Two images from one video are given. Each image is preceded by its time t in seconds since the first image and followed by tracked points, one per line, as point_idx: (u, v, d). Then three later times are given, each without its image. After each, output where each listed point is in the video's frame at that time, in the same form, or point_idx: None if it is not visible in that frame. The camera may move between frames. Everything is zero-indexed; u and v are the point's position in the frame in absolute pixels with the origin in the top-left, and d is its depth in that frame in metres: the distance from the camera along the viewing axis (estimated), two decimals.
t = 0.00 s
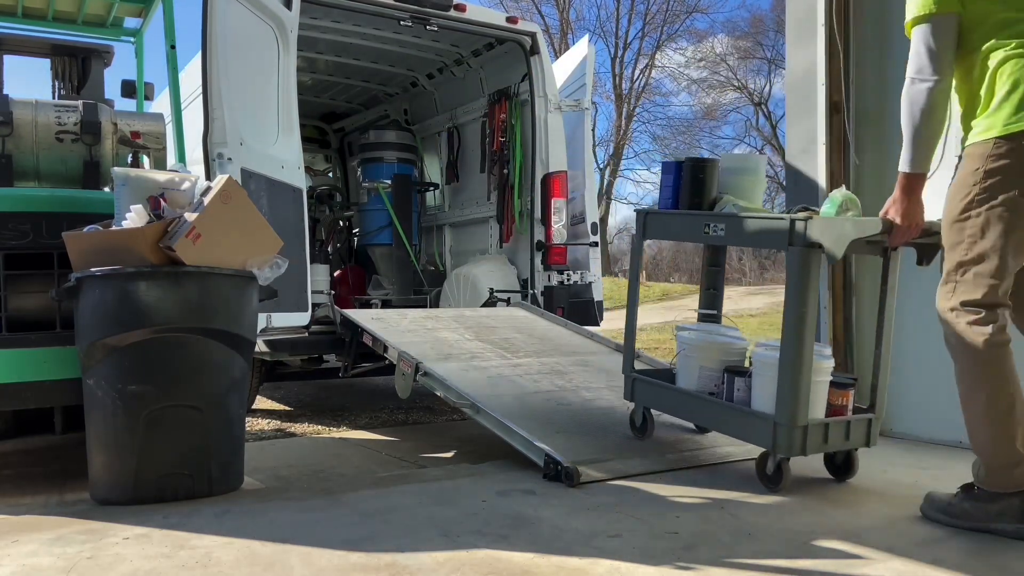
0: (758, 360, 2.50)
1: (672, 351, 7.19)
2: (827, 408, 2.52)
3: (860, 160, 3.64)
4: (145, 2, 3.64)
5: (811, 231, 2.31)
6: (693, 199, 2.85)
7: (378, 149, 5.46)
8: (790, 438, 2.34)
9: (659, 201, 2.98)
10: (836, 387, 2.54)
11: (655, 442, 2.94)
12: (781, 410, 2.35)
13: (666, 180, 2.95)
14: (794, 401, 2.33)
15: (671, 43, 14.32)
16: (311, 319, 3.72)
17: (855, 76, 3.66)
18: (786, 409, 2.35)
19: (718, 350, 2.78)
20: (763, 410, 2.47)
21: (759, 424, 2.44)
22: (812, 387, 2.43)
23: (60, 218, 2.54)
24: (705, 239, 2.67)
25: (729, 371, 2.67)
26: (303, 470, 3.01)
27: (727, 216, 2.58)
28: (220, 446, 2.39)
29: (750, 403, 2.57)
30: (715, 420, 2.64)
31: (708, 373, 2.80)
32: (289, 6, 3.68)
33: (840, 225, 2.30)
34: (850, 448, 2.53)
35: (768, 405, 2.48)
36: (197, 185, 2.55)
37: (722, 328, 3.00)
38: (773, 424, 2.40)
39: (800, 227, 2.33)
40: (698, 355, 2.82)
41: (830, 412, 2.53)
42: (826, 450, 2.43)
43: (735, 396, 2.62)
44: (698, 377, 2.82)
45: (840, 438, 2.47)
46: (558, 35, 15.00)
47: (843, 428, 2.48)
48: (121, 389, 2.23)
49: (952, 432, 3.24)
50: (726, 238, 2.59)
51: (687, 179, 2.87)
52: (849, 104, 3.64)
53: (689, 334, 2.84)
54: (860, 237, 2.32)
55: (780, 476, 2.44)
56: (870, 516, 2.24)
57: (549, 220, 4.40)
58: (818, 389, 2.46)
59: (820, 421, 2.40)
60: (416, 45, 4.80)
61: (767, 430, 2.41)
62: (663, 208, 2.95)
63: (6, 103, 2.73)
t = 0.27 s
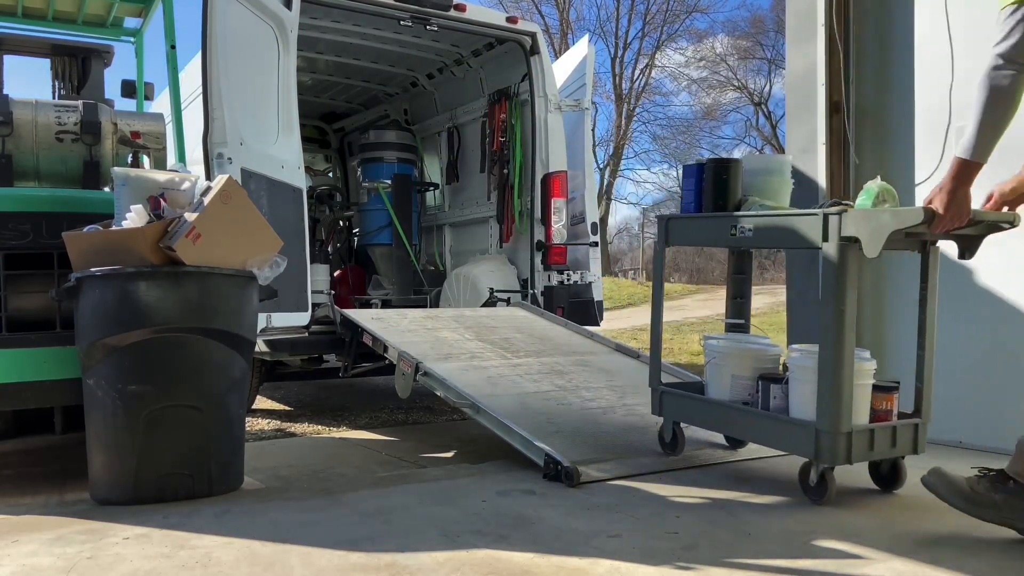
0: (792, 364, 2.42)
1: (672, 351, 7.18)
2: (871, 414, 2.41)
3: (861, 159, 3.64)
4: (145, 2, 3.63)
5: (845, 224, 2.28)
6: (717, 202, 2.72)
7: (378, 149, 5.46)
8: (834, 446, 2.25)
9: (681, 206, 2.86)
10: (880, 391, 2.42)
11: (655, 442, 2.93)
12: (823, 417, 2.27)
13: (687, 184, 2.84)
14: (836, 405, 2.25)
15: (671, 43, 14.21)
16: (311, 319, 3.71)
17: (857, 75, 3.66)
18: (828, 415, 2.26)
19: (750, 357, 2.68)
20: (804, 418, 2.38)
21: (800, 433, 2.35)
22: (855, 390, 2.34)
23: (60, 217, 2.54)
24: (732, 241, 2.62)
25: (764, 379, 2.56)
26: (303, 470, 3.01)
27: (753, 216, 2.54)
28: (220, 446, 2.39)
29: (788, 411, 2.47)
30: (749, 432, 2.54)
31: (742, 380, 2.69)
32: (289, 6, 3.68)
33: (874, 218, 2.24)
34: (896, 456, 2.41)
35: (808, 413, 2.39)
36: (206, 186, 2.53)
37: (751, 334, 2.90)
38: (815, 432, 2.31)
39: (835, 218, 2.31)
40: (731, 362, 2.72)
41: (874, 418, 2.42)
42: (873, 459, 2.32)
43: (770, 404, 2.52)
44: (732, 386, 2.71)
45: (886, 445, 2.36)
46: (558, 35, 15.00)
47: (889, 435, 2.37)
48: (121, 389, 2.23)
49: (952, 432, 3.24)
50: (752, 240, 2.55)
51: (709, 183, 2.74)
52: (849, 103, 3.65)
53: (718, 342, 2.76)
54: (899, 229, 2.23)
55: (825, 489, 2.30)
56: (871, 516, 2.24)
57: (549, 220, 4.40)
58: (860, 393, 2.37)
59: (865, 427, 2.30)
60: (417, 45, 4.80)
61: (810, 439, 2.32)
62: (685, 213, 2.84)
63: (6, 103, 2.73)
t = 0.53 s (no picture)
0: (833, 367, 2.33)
1: (672, 351, 7.18)
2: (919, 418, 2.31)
3: (861, 159, 3.65)
4: (145, 2, 3.63)
5: (882, 216, 2.20)
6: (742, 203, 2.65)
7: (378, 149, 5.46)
8: (882, 452, 2.15)
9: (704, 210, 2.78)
10: (927, 394, 2.33)
11: (655, 442, 2.93)
12: (868, 422, 2.17)
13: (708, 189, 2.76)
14: (885, 408, 2.15)
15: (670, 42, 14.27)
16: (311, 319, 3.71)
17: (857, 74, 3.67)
18: (874, 420, 2.16)
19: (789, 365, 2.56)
20: (848, 424, 2.28)
21: (844, 440, 2.25)
22: (902, 393, 2.24)
23: (60, 218, 2.54)
24: (761, 242, 2.53)
25: (801, 385, 2.47)
26: (303, 470, 3.01)
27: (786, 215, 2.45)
28: (220, 446, 2.39)
29: (830, 418, 2.37)
30: (788, 441, 2.43)
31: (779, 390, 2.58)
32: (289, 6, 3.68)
33: (914, 208, 2.12)
34: (949, 463, 2.31)
35: (852, 419, 2.29)
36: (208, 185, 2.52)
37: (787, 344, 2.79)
38: (861, 437, 2.21)
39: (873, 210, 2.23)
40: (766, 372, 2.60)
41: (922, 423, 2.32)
42: (924, 465, 2.22)
43: (810, 411, 2.42)
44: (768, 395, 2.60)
45: (937, 451, 2.26)
46: (558, 35, 15.00)
47: (940, 439, 2.27)
48: (121, 389, 2.24)
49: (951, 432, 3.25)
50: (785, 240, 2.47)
51: (732, 186, 2.66)
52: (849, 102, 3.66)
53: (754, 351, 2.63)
54: (942, 216, 2.10)
55: (875, 499, 2.18)
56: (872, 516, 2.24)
57: (549, 220, 4.41)
58: (908, 394, 2.27)
59: (914, 431, 2.21)
60: (417, 45, 4.80)
61: (856, 445, 2.22)
62: (708, 217, 2.75)
63: (6, 103, 2.73)
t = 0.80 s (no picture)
0: (872, 370, 2.22)
1: (671, 351, 7.17)
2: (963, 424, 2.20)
3: (862, 160, 3.66)
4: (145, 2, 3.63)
5: (926, 210, 2.07)
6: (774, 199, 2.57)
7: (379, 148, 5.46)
8: (927, 460, 2.04)
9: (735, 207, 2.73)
10: (973, 398, 2.21)
11: (655, 441, 2.93)
12: (912, 428, 2.06)
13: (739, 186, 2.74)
14: (929, 414, 2.04)
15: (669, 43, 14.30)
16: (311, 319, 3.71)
17: (857, 75, 3.68)
18: (919, 428, 2.05)
19: (823, 365, 2.45)
20: (890, 431, 2.17)
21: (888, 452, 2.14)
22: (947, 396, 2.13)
23: (60, 218, 2.54)
24: (795, 239, 2.41)
25: (838, 390, 2.36)
26: (303, 470, 3.01)
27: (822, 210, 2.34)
28: (220, 446, 2.39)
29: (869, 424, 2.26)
30: (823, 447, 2.33)
31: (813, 395, 2.46)
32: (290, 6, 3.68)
33: (960, 199, 1.99)
34: (996, 472, 2.19)
35: (894, 424, 2.17)
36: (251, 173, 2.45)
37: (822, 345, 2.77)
38: (903, 445, 2.10)
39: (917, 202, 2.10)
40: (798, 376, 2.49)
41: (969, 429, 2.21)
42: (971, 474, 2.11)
43: (849, 417, 2.31)
44: (802, 400, 2.48)
45: (985, 459, 2.15)
46: (558, 35, 15.00)
47: (987, 446, 2.15)
48: (121, 389, 2.24)
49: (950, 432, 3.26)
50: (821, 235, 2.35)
51: (766, 182, 2.60)
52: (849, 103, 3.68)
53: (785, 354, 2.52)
54: (992, 209, 1.97)
55: (918, 510, 2.07)
56: (871, 515, 2.24)
57: (549, 220, 4.41)
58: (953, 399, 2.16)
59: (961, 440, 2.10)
60: (417, 45, 4.80)
61: (897, 453, 2.11)
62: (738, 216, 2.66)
63: (6, 103, 2.73)
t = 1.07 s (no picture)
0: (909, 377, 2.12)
1: (671, 351, 7.18)
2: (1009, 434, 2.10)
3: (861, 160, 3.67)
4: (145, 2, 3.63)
5: (963, 203, 2.00)
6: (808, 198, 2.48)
7: (378, 149, 5.47)
8: (967, 468, 1.93)
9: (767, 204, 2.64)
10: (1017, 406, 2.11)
11: (654, 441, 2.94)
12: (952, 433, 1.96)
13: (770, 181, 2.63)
14: (969, 418, 1.94)
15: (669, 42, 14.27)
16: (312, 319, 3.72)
17: (856, 74, 3.68)
18: (958, 432, 1.95)
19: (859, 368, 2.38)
20: (927, 438, 2.07)
21: (930, 461, 2.02)
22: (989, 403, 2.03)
23: (60, 218, 2.54)
24: (829, 235, 2.32)
25: (873, 396, 2.26)
26: (303, 470, 3.01)
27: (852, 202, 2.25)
28: (220, 447, 2.39)
29: (906, 431, 2.16)
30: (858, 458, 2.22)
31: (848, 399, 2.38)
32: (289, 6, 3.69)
33: (1000, 190, 1.94)
34: None
35: (932, 432, 2.07)
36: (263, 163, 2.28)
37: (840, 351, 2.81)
38: (942, 453, 2.00)
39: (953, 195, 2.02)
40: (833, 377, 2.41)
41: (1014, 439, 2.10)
42: (1019, 487, 1.99)
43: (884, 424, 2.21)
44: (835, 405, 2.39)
45: None
46: (558, 35, 15.00)
47: None
48: (121, 389, 2.24)
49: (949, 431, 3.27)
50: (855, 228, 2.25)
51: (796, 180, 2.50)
52: (848, 102, 3.67)
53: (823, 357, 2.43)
54: None
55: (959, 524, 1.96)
56: (871, 515, 2.24)
57: (549, 220, 4.41)
58: (997, 405, 2.05)
59: (1005, 448, 1.97)
60: (417, 45, 4.80)
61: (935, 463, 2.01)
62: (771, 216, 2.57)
63: (6, 103, 2.73)
